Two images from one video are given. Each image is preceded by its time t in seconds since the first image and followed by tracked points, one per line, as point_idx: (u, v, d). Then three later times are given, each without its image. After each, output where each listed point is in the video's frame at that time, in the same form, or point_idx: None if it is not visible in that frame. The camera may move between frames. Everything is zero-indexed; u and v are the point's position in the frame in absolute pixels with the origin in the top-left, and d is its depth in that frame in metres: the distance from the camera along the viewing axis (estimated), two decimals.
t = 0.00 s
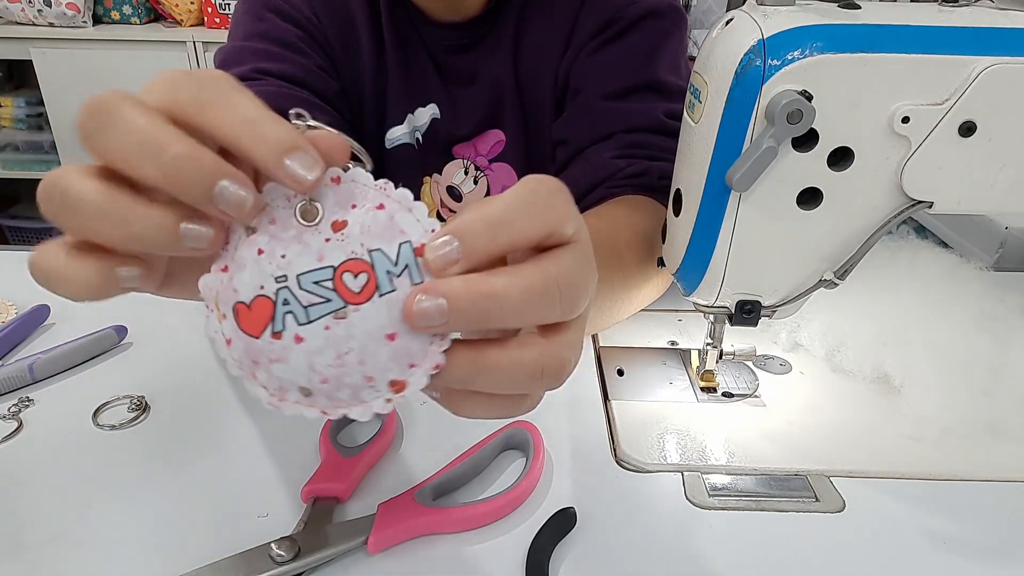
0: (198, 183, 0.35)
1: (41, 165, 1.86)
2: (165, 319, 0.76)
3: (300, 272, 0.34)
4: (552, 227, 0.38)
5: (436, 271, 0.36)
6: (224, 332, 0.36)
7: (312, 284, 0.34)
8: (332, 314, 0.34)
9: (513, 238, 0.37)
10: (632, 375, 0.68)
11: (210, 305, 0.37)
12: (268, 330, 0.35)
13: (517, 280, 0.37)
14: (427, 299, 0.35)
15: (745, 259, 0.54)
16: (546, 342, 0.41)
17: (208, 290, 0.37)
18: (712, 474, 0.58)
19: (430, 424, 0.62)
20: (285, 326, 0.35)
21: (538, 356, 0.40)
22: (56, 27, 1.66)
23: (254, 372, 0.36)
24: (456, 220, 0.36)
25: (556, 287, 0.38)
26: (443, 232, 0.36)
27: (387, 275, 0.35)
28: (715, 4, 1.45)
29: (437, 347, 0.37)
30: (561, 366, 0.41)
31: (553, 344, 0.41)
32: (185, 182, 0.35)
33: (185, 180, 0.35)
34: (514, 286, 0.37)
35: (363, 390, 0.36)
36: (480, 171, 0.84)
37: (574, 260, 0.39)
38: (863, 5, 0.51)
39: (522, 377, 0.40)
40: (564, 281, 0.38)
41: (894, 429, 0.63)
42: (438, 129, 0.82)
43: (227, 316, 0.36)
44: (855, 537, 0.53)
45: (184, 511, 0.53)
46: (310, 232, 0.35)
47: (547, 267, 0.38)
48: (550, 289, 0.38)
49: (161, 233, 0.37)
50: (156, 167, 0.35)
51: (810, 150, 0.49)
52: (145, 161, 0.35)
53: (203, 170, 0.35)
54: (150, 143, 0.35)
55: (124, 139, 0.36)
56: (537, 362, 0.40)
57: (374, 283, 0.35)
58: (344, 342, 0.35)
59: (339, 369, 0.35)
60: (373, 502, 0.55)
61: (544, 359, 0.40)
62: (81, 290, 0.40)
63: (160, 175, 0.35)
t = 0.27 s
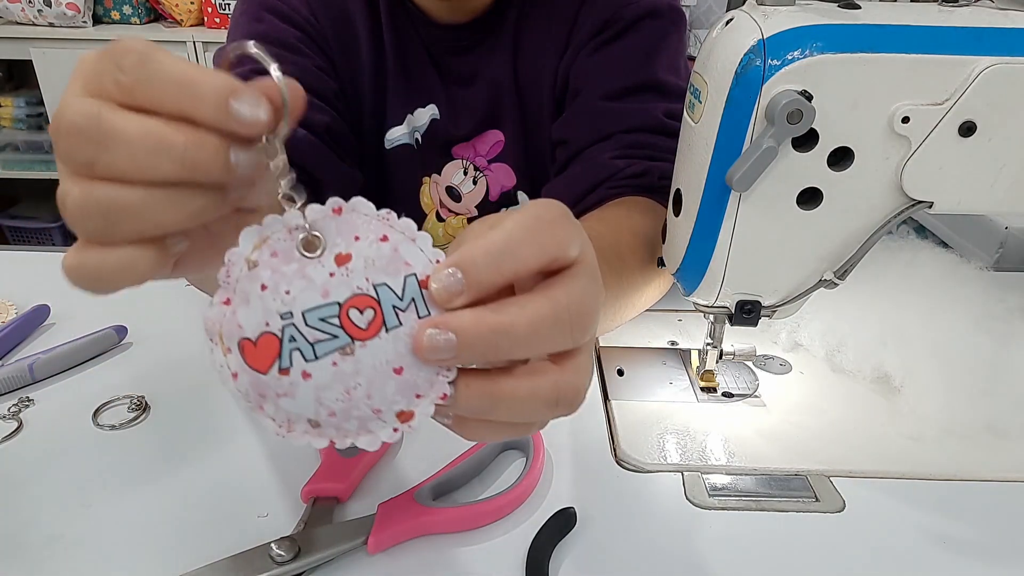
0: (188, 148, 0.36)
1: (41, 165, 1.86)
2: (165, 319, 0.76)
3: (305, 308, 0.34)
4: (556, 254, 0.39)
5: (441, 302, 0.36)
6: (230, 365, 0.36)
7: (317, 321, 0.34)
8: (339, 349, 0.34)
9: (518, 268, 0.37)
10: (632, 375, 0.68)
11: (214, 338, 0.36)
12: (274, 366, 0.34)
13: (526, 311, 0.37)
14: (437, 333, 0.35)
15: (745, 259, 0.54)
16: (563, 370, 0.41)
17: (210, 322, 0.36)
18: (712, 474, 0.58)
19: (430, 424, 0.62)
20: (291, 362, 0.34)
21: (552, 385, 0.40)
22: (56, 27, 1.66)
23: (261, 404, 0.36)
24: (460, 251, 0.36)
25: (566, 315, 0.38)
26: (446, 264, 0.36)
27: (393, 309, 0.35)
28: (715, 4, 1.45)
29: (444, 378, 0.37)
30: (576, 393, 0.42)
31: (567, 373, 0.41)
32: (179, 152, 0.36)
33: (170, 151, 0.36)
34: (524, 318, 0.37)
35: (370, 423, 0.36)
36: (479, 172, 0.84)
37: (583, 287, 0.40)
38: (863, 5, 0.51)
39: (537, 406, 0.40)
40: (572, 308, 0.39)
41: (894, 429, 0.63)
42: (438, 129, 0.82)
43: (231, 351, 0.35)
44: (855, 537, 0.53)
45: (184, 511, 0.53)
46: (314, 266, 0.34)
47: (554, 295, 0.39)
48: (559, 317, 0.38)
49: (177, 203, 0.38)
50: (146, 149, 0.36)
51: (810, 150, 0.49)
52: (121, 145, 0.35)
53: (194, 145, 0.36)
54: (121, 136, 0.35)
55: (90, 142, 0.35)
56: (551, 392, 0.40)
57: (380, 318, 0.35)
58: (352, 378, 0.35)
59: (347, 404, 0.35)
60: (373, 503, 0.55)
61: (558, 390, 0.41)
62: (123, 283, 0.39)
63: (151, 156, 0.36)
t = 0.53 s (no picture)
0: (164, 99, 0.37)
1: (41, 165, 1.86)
2: (165, 319, 0.76)
3: (314, 300, 0.34)
4: (568, 272, 0.40)
5: (451, 307, 0.36)
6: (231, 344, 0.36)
7: (325, 314, 0.34)
8: (344, 345, 0.34)
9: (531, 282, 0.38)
10: (632, 375, 0.68)
11: (218, 315, 0.36)
12: (277, 353, 0.34)
13: (537, 327, 0.38)
14: (446, 340, 0.35)
15: (745, 259, 0.54)
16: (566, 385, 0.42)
17: (213, 299, 0.36)
18: (712, 474, 0.58)
19: (430, 424, 0.62)
20: (295, 351, 0.34)
21: (555, 398, 0.41)
22: (56, 27, 1.66)
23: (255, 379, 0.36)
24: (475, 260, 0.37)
25: (575, 333, 0.39)
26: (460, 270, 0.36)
27: (402, 310, 0.35)
28: (715, 4, 1.45)
29: (445, 379, 0.37)
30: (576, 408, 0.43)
31: (570, 388, 0.42)
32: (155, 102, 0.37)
33: (148, 103, 0.37)
34: (535, 334, 0.38)
35: (367, 415, 0.36)
36: (479, 172, 0.84)
37: (591, 307, 0.41)
38: (863, 5, 0.51)
39: (537, 417, 0.41)
40: (581, 327, 0.40)
41: (894, 429, 0.63)
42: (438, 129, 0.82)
43: (234, 330, 0.35)
44: (854, 537, 0.53)
45: (184, 511, 0.53)
46: (325, 257, 0.34)
47: (565, 313, 0.40)
48: (569, 335, 0.39)
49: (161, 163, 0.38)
50: (123, 99, 0.37)
51: (810, 151, 0.49)
52: (100, 97, 0.37)
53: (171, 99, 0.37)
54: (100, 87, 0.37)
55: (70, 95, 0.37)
56: (553, 405, 0.41)
57: (387, 318, 0.35)
58: (354, 373, 0.35)
59: (348, 396, 0.35)
60: (373, 503, 0.55)
61: (560, 404, 0.42)
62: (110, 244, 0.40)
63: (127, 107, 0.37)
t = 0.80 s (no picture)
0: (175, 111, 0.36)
1: (40, 165, 1.86)
2: (165, 319, 0.76)
3: (339, 273, 0.33)
4: (593, 263, 0.41)
5: (476, 287, 0.36)
6: (245, 320, 0.35)
7: (350, 287, 0.33)
8: (368, 320, 0.34)
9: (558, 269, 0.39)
10: (632, 374, 0.68)
11: (234, 289, 0.35)
12: (298, 327, 0.34)
13: (564, 313, 0.39)
14: (475, 320, 0.36)
15: (745, 259, 0.54)
16: (581, 378, 0.42)
17: (230, 272, 0.35)
18: (712, 474, 0.58)
19: (430, 424, 0.62)
20: (317, 325, 0.34)
21: (570, 388, 0.42)
22: (56, 27, 1.66)
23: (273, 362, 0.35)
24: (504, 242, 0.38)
25: (599, 324, 0.40)
26: (489, 251, 0.37)
27: (428, 286, 0.35)
28: (715, 4, 1.45)
29: (465, 360, 0.38)
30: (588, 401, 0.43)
31: (585, 379, 0.43)
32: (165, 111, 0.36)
33: (158, 108, 0.36)
34: (562, 320, 0.39)
35: (385, 396, 0.36)
36: (479, 171, 0.84)
37: (613, 300, 0.42)
38: (863, 5, 0.51)
39: (550, 405, 0.41)
40: (605, 318, 0.41)
41: (894, 429, 0.63)
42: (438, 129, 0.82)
43: (251, 304, 0.35)
44: (854, 537, 0.53)
45: (183, 511, 0.53)
46: (351, 230, 0.34)
47: (589, 303, 0.40)
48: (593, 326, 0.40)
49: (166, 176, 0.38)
50: (134, 105, 0.36)
51: (810, 150, 0.49)
52: (114, 106, 0.36)
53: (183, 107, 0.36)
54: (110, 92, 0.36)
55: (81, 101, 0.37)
56: (569, 395, 0.42)
57: (414, 294, 0.34)
58: (376, 350, 0.34)
59: (368, 374, 0.35)
60: (373, 503, 0.55)
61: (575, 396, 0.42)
62: (109, 257, 0.39)
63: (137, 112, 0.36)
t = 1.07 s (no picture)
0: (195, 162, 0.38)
1: (41, 165, 1.86)
2: (165, 319, 0.76)
3: (327, 276, 0.33)
4: (582, 234, 0.41)
5: (465, 272, 0.36)
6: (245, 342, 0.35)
7: (341, 288, 0.34)
8: (363, 318, 0.34)
9: (547, 242, 0.39)
10: (632, 374, 0.68)
11: (230, 313, 0.36)
12: (295, 337, 0.34)
13: (559, 288, 0.39)
14: (473, 303, 0.36)
15: (745, 259, 0.54)
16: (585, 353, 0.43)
17: (224, 298, 0.36)
18: (712, 474, 0.58)
19: (430, 424, 0.62)
20: (314, 331, 0.34)
21: (574, 367, 0.42)
22: (56, 27, 1.66)
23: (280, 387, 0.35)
24: (490, 220, 0.38)
25: (595, 294, 0.40)
26: (475, 234, 0.37)
27: (418, 276, 0.35)
28: (715, 4, 1.45)
29: (467, 348, 0.37)
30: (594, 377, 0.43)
31: (588, 356, 0.43)
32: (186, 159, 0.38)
33: (182, 168, 0.38)
34: (559, 294, 0.39)
35: (393, 396, 0.36)
36: (479, 172, 0.84)
37: (607, 269, 0.42)
38: (863, 5, 0.51)
39: (557, 387, 0.41)
40: (601, 289, 0.41)
41: (894, 429, 0.63)
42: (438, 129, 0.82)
43: (247, 325, 0.35)
44: (854, 537, 0.53)
45: (183, 511, 0.53)
46: (335, 236, 0.34)
47: (583, 275, 0.40)
48: (590, 297, 0.40)
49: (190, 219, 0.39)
50: (155, 153, 0.38)
51: (810, 151, 0.49)
52: (136, 151, 0.38)
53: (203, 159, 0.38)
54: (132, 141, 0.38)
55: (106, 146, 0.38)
56: (574, 372, 0.42)
57: (405, 285, 0.34)
58: (376, 347, 0.34)
59: (372, 374, 0.35)
60: (373, 503, 0.55)
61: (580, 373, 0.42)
62: (141, 280, 0.41)
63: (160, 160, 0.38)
